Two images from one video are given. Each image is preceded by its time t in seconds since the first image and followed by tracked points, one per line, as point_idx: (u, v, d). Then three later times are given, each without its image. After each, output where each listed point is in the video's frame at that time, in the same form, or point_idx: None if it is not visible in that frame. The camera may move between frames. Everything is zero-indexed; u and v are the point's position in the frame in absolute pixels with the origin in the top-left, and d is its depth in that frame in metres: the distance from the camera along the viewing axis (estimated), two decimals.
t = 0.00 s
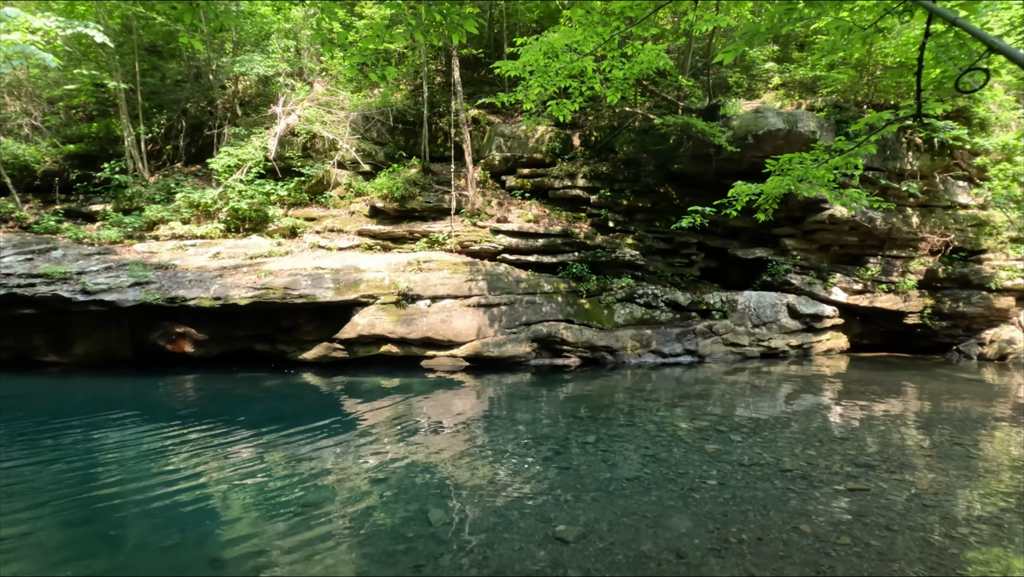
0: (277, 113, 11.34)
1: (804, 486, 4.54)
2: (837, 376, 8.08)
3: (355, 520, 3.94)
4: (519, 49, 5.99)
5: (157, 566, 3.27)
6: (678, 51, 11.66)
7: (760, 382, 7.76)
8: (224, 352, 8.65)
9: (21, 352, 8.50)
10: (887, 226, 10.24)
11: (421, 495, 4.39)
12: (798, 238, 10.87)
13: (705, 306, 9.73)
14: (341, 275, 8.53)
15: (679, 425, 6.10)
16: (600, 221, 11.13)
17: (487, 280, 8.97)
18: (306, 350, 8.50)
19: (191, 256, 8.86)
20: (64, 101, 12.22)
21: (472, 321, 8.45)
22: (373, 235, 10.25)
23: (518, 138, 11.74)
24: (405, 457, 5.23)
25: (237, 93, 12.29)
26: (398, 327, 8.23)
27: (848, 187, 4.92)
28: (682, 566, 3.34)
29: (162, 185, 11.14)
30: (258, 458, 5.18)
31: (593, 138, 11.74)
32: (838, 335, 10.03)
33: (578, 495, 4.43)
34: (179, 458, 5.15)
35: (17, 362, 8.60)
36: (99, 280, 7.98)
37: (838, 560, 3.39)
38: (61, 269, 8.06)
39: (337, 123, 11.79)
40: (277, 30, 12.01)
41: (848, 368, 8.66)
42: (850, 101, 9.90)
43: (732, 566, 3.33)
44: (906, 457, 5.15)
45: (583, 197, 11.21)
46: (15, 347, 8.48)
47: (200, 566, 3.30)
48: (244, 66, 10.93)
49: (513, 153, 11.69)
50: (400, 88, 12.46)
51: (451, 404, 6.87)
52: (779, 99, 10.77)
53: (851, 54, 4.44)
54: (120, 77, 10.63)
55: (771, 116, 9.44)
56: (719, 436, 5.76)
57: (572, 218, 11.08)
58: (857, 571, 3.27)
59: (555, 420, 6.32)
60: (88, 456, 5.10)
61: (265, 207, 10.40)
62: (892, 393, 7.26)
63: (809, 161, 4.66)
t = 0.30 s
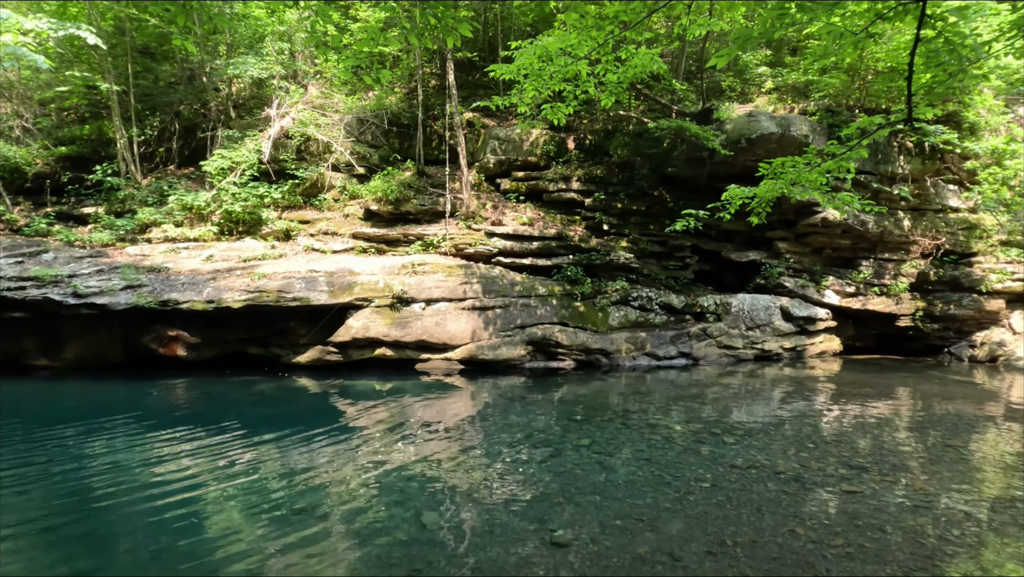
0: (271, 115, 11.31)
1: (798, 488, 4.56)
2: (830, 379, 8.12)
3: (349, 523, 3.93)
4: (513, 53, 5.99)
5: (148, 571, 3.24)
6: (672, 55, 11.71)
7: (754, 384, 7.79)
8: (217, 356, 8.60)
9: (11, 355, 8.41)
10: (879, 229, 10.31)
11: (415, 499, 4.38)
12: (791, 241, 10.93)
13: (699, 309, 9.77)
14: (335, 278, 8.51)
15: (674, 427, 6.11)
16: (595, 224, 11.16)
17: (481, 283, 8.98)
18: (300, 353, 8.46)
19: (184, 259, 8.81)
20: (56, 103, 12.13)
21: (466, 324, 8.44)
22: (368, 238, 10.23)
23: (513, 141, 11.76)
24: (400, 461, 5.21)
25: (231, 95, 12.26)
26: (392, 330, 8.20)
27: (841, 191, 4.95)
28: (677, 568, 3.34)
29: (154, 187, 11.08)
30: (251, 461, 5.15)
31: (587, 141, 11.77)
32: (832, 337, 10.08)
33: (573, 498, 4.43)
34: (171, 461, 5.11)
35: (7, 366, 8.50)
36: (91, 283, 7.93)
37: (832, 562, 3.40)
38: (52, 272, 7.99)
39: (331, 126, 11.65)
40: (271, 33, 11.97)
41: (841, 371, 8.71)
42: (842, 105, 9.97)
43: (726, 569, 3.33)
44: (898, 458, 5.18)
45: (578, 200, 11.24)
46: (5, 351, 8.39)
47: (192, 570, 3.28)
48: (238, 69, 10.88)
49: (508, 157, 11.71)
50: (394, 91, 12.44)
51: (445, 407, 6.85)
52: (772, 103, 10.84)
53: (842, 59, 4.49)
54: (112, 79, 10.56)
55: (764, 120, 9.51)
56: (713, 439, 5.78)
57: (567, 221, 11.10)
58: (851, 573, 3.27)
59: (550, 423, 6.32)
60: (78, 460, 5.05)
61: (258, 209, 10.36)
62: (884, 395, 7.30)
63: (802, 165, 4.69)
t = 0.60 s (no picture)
0: (271, 118, 11.33)
1: (798, 492, 4.55)
2: (830, 382, 8.10)
3: (348, 528, 3.91)
4: (512, 57, 6.01)
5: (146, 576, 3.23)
6: (671, 59, 11.75)
7: (754, 388, 7.77)
8: (216, 359, 8.58)
9: (9, 359, 8.38)
10: (878, 232, 10.32)
11: (415, 503, 4.36)
12: (790, 244, 10.95)
13: (699, 312, 9.77)
14: (335, 281, 8.50)
15: (674, 431, 6.10)
16: (594, 227, 11.16)
17: (481, 286, 8.98)
18: (299, 356, 8.45)
19: (183, 262, 8.81)
20: (56, 107, 12.15)
21: (466, 327, 8.44)
22: (367, 241, 10.22)
23: (512, 144, 11.78)
24: (399, 465, 5.20)
25: (231, 99, 12.28)
26: (392, 334, 8.20)
27: (840, 195, 4.95)
28: (677, 572, 3.33)
29: (154, 191, 11.08)
30: (250, 465, 5.14)
31: (587, 145, 11.80)
32: (832, 340, 10.08)
33: (573, 502, 4.42)
34: (169, 465, 5.10)
35: (4, 369, 8.47)
36: (91, 287, 7.92)
37: (832, 566, 3.39)
38: (51, 276, 7.99)
39: (331, 130, 11.78)
40: (271, 37, 12.00)
41: (841, 374, 8.70)
42: (841, 109, 9.98)
43: (727, 573, 3.33)
44: (899, 462, 5.17)
45: (577, 204, 11.25)
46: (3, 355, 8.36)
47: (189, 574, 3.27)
48: (238, 72, 10.90)
49: (507, 160, 11.72)
50: (394, 95, 12.47)
51: (445, 411, 6.84)
52: (771, 107, 10.85)
53: (840, 63, 4.51)
54: (113, 83, 10.58)
55: (763, 124, 9.53)
56: (713, 442, 5.76)
57: (566, 224, 11.11)
58: None
59: (550, 426, 6.31)
60: (77, 464, 5.05)
61: (258, 213, 10.37)
62: (884, 399, 7.29)
63: (801, 169, 4.68)
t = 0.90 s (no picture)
0: (280, 122, 11.42)
1: (806, 496, 4.51)
2: (839, 385, 8.03)
3: (354, 529, 3.92)
4: (519, 60, 6.01)
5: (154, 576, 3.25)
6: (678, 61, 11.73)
7: (762, 391, 7.72)
8: (224, 361, 8.64)
9: (20, 361, 8.47)
10: (888, 234, 10.24)
11: (421, 505, 4.37)
12: (798, 246, 10.91)
13: (706, 314, 9.71)
14: (342, 283, 8.54)
15: (681, 434, 6.07)
16: (601, 229, 11.15)
17: (488, 289, 8.99)
18: (306, 358, 8.48)
19: (192, 264, 8.89)
20: (68, 111, 12.30)
21: (473, 329, 8.45)
22: (374, 243, 10.25)
23: (519, 147, 11.80)
24: (406, 467, 5.21)
25: (240, 103, 12.38)
26: (399, 336, 8.23)
27: (849, 197, 4.90)
28: None
29: (164, 194, 11.18)
30: (257, 467, 5.17)
31: (593, 147, 11.81)
32: (840, 343, 9.99)
33: (579, 505, 4.40)
34: (178, 467, 5.15)
35: (16, 371, 8.56)
36: (101, 289, 8.00)
37: (841, 571, 3.36)
38: (63, 278, 8.08)
39: (338, 133, 11.86)
40: (280, 41, 12.09)
41: (850, 377, 8.62)
42: (850, 110, 9.88)
43: None
44: (910, 467, 5.11)
45: (584, 206, 11.25)
46: (15, 356, 8.45)
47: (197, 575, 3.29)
48: (248, 76, 10.99)
49: (514, 162, 11.74)
50: (401, 98, 12.52)
51: (451, 413, 6.84)
52: (779, 109, 10.79)
53: (848, 64, 4.49)
54: (124, 87, 10.69)
55: (771, 125, 9.47)
56: (720, 446, 5.73)
57: (573, 227, 11.10)
58: None
59: (556, 429, 6.30)
60: (88, 465, 5.10)
61: (266, 215, 10.44)
62: (895, 403, 7.22)
63: (809, 171, 4.63)
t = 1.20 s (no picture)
0: (294, 126, 11.56)
1: (822, 502, 4.45)
2: (856, 390, 7.91)
3: (366, 531, 3.94)
4: (531, 62, 6.00)
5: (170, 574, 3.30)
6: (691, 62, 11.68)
7: (777, 395, 7.63)
8: (240, 362, 8.74)
9: (41, 361, 8.64)
10: (906, 236, 10.12)
11: (433, 507, 4.38)
12: (814, 248, 10.82)
13: (720, 317, 9.62)
14: (355, 285, 8.60)
15: (694, 438, 6.02)
16: (613, 231, 11.12)
17: (499, 291, 9.00)
18: (320, 360, 8.55)
19: (209, 267, 9.01)
20: (89, 117, 12.56)
21: (485, 331, 8.46)
22: (387, 246, 10.32)
23: (531, 149, 11.82)
24: (418, 469, 5.23)
25: (256, 107, 12.54)
26: (411, 338, 8.26)
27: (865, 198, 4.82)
28: None
29: (182, 197, 11.35)
30: (271, 468, 5.22)
31: (606, 149, 11.83)
32: (857, 347, 9.84)
33: (591, 508, 4.38)
34: (193, 466, 5.22)
35: (38, 371, 8.74)
36: (120, 291, 8.14)
37: None
38: (83, 280, 8.24)
39: (352, 136, 11.97)
40: (295, 46, 12.23)
41: (867, 381, 8.48)
42: (867, 110, 9.78)
43: None
44: (929, 472, 5.01)
45: (596, 208, 11.22)
46: (37, 357, 8.62)
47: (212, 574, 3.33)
48: (263, 81, 11.14)
49: (526, 165, 11.76)
50: (414, 101, 12.59)
51: (464, 415, 6.85)
52: (794, 109, 10.68)
53: (865, 64, 4.42)
54: (142, 93, 10.87)
55: (786, 126, 9.39)
56: (735, 450, 5.67)
57: (585, 229, 11.08)
58: None
59: (568, 432, 6.27)
60: (106, 465, 5.19)
61: (281, 218, 10.55)
62: (914, 407, 7.08)
63: (825, 172, 4.57)
